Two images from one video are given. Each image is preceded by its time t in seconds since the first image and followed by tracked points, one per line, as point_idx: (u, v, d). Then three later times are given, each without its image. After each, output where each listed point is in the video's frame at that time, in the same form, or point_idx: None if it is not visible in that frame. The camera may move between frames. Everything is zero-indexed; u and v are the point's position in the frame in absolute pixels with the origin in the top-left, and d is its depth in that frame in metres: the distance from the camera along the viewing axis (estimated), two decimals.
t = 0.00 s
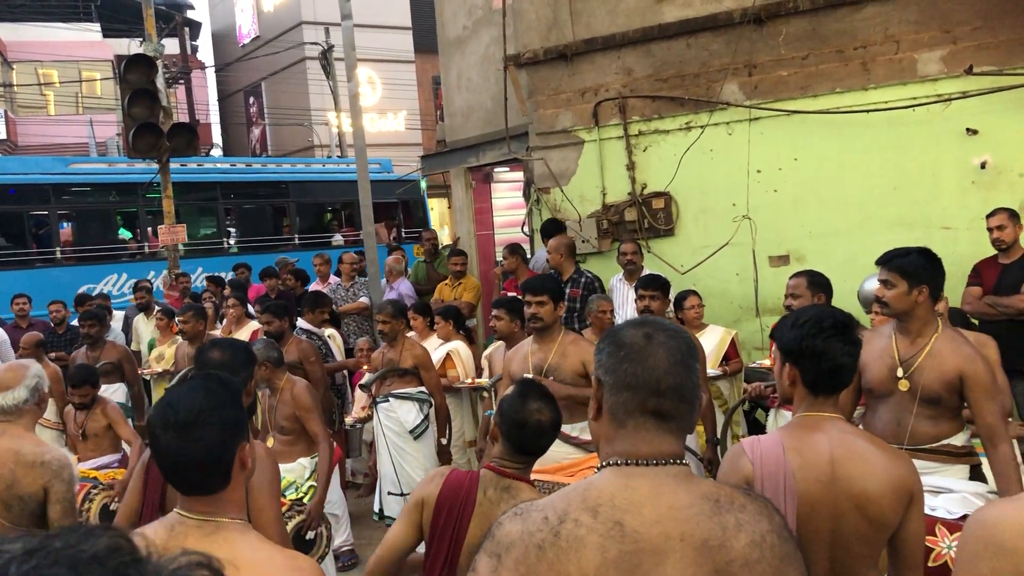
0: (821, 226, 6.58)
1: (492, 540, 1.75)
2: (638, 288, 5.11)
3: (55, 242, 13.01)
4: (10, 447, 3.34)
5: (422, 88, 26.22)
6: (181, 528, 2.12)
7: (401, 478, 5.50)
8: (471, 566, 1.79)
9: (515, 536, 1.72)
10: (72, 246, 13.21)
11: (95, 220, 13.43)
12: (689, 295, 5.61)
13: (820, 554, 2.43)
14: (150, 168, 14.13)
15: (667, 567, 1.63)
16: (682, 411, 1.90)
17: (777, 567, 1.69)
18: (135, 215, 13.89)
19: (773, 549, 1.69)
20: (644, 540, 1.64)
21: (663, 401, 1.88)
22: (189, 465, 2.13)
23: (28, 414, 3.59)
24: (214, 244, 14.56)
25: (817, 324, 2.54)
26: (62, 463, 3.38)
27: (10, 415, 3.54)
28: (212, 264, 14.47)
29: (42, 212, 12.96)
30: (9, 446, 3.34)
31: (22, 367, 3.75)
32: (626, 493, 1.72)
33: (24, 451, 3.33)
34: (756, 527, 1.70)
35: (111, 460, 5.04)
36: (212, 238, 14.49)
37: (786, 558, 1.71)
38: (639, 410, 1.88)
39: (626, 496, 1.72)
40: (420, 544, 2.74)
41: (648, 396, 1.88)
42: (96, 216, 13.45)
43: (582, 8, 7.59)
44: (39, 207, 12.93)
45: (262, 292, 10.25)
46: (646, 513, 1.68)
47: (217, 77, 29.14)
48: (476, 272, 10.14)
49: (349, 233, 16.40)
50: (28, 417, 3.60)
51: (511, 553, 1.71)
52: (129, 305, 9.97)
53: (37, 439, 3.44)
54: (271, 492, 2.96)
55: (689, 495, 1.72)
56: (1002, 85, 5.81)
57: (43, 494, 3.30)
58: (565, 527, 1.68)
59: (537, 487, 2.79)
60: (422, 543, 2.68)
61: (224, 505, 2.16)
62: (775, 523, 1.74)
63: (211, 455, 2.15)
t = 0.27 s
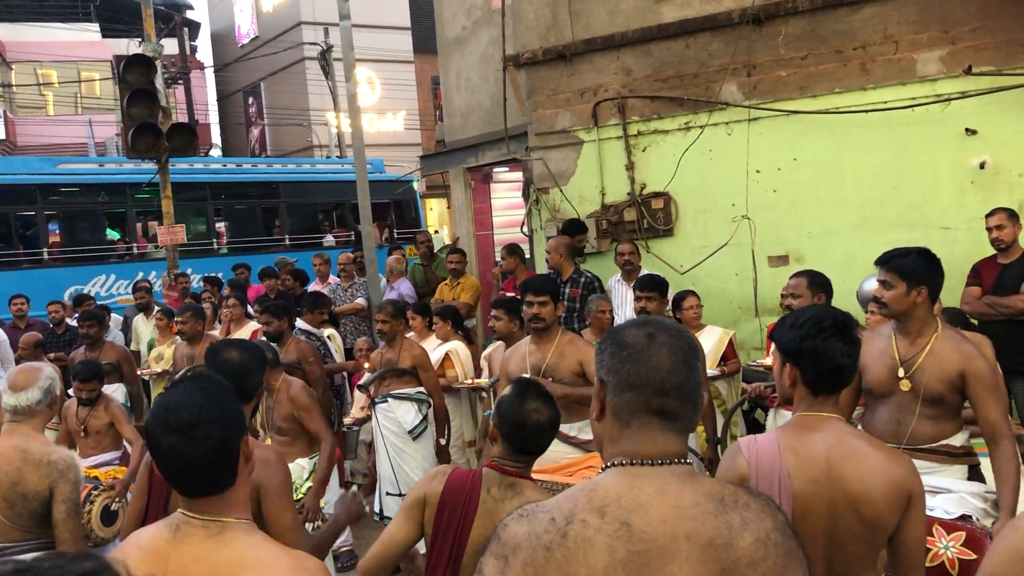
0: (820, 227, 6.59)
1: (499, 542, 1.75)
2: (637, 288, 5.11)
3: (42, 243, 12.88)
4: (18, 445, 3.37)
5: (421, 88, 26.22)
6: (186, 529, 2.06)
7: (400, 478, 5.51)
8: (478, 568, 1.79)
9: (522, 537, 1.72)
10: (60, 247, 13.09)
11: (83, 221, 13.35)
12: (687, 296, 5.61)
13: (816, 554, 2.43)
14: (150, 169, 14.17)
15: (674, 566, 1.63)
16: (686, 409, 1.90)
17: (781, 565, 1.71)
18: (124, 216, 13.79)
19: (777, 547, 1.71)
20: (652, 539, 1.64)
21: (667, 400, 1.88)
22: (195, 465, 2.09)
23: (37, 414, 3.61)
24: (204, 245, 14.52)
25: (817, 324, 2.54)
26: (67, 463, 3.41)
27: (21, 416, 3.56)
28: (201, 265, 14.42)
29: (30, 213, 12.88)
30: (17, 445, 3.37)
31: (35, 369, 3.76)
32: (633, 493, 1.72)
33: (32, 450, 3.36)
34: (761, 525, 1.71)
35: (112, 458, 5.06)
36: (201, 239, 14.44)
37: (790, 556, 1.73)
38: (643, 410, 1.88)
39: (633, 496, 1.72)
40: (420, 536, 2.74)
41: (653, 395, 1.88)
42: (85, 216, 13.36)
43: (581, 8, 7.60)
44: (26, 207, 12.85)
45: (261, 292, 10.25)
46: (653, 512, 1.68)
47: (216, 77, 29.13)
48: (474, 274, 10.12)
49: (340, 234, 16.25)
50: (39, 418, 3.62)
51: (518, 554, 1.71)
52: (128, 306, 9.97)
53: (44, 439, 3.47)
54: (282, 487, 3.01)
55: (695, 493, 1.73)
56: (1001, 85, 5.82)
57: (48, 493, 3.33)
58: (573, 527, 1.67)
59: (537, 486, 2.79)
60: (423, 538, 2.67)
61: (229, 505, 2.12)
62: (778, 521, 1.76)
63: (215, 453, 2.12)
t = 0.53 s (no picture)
0: (821, 225, 6.58)
1: (501, 543, 1.75)
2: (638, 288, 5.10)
3: (33, 243, 12.83)
4: (29, 445, 3.38)
5: (422, 88, 26.22)
6: (185, 530, 2.05)
7: (400, 478, 5.50)
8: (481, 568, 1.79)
9: (524, 539, 1.72)
10: (51, 248, 13.07)
11: (75, 221, 13.28)
12: (687, 295, 5.61)
13: (816, 553, 2.43)
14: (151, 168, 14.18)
15: (678, 567, 1.63)
16: (690, 409, 1.87)
17: (784, 565, 1.71)
18: (116, 216, 13.73)
19: (781, 547, 1.71)
20: (655, 541, 1.64)
21: (670, 401, 1.84)
22: (197, 467, 2.09)
23: (51, 414, 3.61)
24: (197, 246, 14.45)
25: (817, 322, 2.54)
26: (77, 466, 3.38)
27: (35, 415, 3.56)
28: (195, 265, 14.35)
29: (20, 213, 12.78)
30: (27, 444, 3.39)
31: (50, 369, 3.75)
32: (636, 495, 1.71)
33: (40, 449, 3.37)
34: (764, 526, 1.72)
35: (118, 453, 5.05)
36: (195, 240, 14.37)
37: (793, 556, 1.74)
38: (647, 412, 1.85)
39: (636, 497, 1.71)
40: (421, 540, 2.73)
41: (657, 396, 1.85)
42: (77, 216, 13.30)
43: (582, 7, 7.59)
44: (17, 207, 12.75)
45: (262, 292, 10.25)
46: (656, 514, 1.68)
47: (217, 77, 29.12)
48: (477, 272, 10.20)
49: (334, 234, 16.21)
50: (51, 418, 3.63)
51: (521, 556, 1.71)
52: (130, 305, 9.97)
53: (53, 440, 3.47)
54: (295, 486, 3.02)
55: (698, 494, 1.72)
56: (1003, 84, 5.80)
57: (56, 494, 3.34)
58: (577, 530, 1.67)
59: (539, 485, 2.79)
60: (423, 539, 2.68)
61: (226, 504, 2.11)
62: (782, 520, 1.76)
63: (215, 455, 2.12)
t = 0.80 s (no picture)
0: (825, 224, 6.57)
1: (502, 549, 1.75)
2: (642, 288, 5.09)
3: (27, 243, 12.66)
4: (39, 444, 3.37)
5: (425, 88, 26.23)
6: (180, 533, 2.06)
7: (404, 478, 5.49)
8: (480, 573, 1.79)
9: (525, 546, 1.71)
10: (46, 248, 12.91)
11: (70, 221, 13.17)
12: (689, 295, 5.60)
13: (820, 551, 2.43)
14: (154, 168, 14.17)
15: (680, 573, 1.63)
16: (690, 414, 1.86)
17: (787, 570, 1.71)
18: (110, 216, 13.60)
19: (783, 552, 1.71)
20: (656, 550, 1.64)
21: (673, 407, 1.84)
22: (191, 463, 2.10)
23: (60, 413, 3.65)
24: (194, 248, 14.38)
25: (823, 320, 2.54)
26: (88, 464, 3.39)
27: (45, 413, 3.59)
28: (194, 265, 14.26)
29: (15, 213, 12.62)
30: (38, 442, 3.38)
31: (59, 368, 3.77)
32: (638, 503, 1.70)
33: (52, 448, 3.37)
34: (766, 531, 1.72)
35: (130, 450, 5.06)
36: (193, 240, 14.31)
37: (796, 559, 1.73)
38: (649, 419, 1.83)
39: (637, 505, 1.70)
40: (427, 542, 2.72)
41: (660, 404, 1.83)
42: (72, 216, 13.18)
43: (585, 6, 7.58)
44: (12, 206, 12.60)
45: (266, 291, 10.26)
46: (658, 522, 1.67)
47: (220, 77, 29.15)
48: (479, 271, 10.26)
49: (331, 234, 16.16)
50: (61, 417, 3.64)
51: (521, 562, 1.70)
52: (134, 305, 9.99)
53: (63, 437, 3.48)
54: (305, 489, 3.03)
55: (701, 501, 1.72)
56: (1008, 82, 5.78)
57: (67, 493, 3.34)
58: (577, 538, 1.67)
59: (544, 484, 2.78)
60: (430, 541, 2.68)
61: (222, 503, 2.12)
62: (784, 525, 1.76)
63: (211, 452, 2.12)
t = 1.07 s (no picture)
0: (828, 224, 6.56)
1: (491, 552, 1.75)
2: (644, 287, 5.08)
3: (22, 243, 12.62)
4: (44, 443, 3.38)
5: (428, 87, 26.22)
6: (175, 530, 2.06)
7: (408, 477, 5.50)
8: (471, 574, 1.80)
9: (514, 549, 1.71)
10: (41, 248, 12.88)
11: (65, 222, 13.12)
12: (691, 294, 5.61)
13: (824, 552, 2.41)
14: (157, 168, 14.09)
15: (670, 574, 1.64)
16: (682, 417, 1.82)
17: (778, 569, 1.72)
18: (105, 215, 13.52)
19: (775, 551, 1.71)
20: (645, 551, 1.65)
21: (665, 414, 1.79)
22: (185, 464, 2.10)
23: (64, 412, 3.66)
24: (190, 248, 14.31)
25: (818, 318, 2.54)
26: (93, 463, 3.41)
27: (50, 412, 3.59)
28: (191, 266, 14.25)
29: (10, 213, 12.59)
30: (43, 441, 3.39)
31: (63, 367, 3.78)
32: (627, 505, 1.71)
33: (57, 447, 3.38)
34: (757, 530, 1.72)
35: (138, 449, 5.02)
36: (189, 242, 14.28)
37: (787, 558, 1.75)
38: (642, 428, 1.78)
39: (627, 509, 1.70)
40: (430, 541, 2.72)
41: (652, 412, 1.78)
42: (68, 216, 13.13)
43: (587, 6, 7.57)
44: (6, 206, 12.57)
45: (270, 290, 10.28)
46: (647, 525, 1.68)
47: (224, 76, 29.19)
48: (483, 271, 10.22)
49: (329, 234, 16.02)
50: (65, 415, 3.65)
51: (511, 565, 1.71)
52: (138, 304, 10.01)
53: (68, 436, 3.50)
54: (311, 488, 3.04)
55: (691, 501, 1.72)
56: (1011, 81, 5.77)
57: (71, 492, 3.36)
58: (565, 542, 1.67)
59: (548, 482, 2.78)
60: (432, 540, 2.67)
61: (217, 504, 2.12)
62: (776, 523, 1.76)
63: (202, 453, 2.12)
